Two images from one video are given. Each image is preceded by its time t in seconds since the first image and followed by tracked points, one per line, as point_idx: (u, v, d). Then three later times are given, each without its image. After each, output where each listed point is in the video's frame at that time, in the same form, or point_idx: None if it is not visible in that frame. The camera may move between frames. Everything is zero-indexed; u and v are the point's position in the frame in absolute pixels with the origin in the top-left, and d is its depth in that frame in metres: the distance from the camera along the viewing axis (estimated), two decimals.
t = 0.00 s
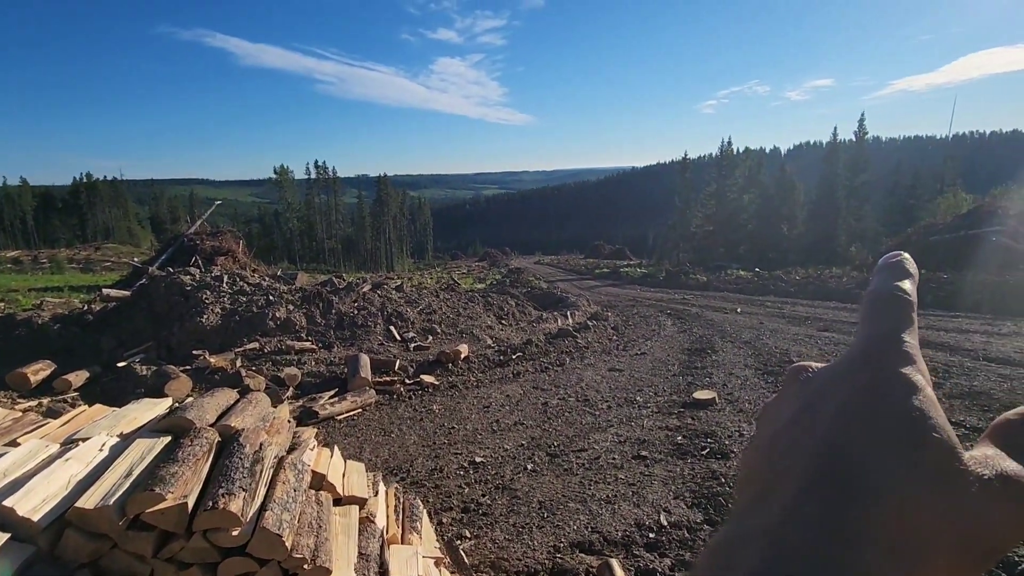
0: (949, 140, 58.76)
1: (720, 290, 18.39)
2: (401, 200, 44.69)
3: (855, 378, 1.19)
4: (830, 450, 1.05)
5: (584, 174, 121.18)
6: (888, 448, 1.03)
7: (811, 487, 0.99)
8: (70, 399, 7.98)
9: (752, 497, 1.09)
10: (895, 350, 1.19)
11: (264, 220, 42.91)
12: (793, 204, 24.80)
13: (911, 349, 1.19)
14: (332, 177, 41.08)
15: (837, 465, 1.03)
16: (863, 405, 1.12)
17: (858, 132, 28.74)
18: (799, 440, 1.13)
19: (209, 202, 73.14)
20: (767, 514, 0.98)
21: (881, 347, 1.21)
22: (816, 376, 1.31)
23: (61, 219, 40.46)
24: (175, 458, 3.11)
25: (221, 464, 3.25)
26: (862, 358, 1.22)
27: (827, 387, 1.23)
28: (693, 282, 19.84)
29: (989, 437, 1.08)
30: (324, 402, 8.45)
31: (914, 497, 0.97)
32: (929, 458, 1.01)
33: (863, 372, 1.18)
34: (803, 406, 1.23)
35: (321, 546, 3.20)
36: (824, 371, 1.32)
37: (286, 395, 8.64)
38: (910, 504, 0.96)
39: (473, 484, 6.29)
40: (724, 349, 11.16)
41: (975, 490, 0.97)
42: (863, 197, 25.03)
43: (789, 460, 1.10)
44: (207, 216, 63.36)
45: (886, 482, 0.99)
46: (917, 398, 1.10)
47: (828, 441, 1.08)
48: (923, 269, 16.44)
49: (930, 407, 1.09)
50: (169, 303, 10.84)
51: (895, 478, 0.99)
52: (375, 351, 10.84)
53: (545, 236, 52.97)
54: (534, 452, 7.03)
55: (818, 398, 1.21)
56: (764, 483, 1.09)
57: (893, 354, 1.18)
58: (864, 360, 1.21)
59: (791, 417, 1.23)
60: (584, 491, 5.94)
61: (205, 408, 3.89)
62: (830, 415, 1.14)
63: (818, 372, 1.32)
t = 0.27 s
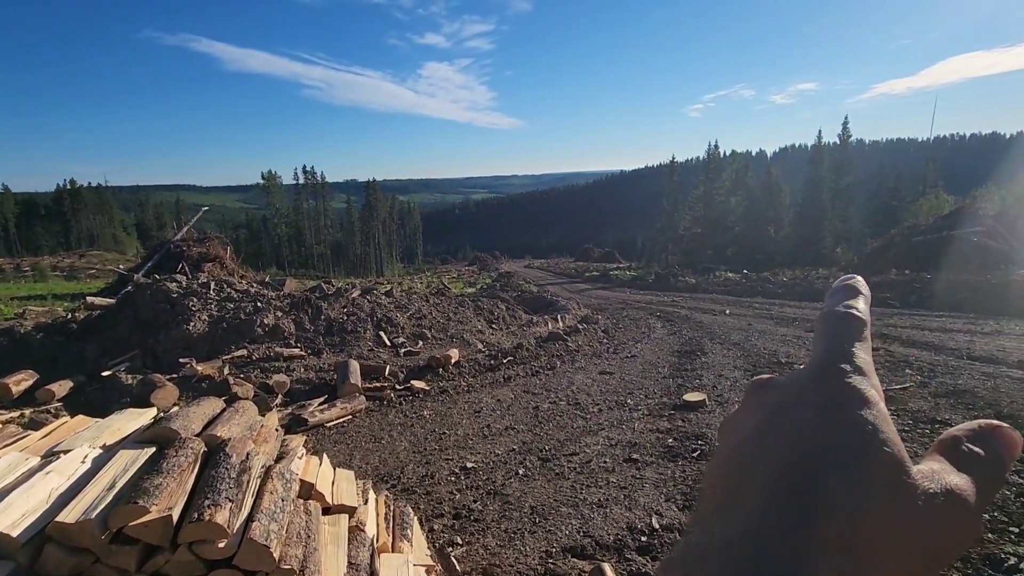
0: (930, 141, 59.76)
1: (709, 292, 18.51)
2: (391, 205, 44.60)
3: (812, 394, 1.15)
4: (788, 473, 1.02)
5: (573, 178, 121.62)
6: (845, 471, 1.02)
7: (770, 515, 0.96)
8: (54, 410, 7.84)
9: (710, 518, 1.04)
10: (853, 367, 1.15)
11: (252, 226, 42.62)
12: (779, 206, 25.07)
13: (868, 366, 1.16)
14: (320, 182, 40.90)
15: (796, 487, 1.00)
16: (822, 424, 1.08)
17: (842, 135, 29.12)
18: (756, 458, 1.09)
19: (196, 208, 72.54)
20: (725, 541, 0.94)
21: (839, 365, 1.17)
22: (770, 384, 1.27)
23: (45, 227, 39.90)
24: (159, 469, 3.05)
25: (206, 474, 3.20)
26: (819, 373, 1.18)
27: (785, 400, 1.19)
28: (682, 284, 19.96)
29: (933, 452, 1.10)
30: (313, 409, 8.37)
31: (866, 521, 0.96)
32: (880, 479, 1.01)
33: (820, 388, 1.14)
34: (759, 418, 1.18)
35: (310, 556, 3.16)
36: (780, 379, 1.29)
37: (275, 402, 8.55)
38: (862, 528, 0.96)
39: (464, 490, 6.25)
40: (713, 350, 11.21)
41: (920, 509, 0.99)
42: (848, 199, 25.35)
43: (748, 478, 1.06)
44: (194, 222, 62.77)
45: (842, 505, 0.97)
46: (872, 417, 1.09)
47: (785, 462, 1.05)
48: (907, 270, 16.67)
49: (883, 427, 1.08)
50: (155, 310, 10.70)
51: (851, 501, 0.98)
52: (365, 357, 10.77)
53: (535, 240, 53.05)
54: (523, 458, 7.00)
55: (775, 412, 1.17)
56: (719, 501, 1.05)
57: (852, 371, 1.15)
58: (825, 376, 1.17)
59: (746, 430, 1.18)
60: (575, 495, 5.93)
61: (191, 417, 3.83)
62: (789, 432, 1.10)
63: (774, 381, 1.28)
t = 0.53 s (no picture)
0: (916, 142, 60.53)
1: (700, 293, 18.57)
2: (382, 208, 44.45)
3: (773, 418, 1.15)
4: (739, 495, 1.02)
5: (565, 180, 121.69)
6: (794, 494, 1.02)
7: (720, 534, 0.95)
8: (40, 419, 7.70)
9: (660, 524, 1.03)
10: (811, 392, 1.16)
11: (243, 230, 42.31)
12: (769, 207, 25.22)
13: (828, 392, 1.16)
14: (311, 186, 40.69)
15: (748, 505, 1.00)
16: (775, 448, 1.09)
17: (830, 136, 29.38)
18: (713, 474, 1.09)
19: (185, 212, 71.86)
20: (675, 552, 0.92)
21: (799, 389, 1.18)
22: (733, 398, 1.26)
23: (31, 232, 39.36)
24: (145, 479, 3.00)
25: (194, 483, 3.15)
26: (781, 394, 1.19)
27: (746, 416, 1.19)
28: (674, 285, 20.02)
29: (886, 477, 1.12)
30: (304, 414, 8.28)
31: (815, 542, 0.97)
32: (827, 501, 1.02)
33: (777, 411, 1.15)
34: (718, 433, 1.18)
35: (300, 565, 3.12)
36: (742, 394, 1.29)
37: (266, 408, 8.46)
38: (812, 550, 0.96)
39: (458, 495, 6.20)
40: (705, 352, 11.24)
41: (864, 537, 1.00)
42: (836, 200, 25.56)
43: (701, 493, 1.05)
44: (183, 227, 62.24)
45: (786, 522, 0.97)
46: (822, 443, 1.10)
47: (734, 480, 1.05)
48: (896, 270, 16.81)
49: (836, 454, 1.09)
50: (143, 316, 10.56)
51: (797, 521, 0.98)
52: (357, 361, 10.69)
53: (527, 243, 53.03)
54: (516, 462, 6.96)
55: (733, 431, 1.16)
56: (674, 514, 1.03)
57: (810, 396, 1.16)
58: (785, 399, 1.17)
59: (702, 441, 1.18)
60: (569, 498, 5.91)
61: (178, 425, 3.77)
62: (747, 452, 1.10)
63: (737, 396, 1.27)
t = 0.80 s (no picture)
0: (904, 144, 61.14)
1: (694, 295, 18.65)
2: (376, 212, 44.40)
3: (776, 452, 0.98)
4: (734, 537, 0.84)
5: (558, 183, 121.93)
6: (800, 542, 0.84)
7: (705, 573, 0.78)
8: (29, 426, 7.59)
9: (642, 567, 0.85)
10: (819, 424, 1.00)
11: (235, 234, 42.15)
12: (762, 209, 25.37)
13: (839, 426, 1.00)
14: (304, 190, 40.61)
15: (740, 544, 0.84)
16: (774, 485, 0.93)
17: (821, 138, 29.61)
18: (701, 508, 0.91)
19: (177, 217, 71.61)
20: None
21: (805, 420, 1.01)
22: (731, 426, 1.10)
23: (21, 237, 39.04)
24: (136, 488, 2.94)
25: (186, 492, 3.10)
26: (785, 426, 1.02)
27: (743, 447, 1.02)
28: (668, 287, 20.08)
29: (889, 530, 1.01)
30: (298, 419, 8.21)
31: None
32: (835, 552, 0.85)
33: (778, 442, 0.98)
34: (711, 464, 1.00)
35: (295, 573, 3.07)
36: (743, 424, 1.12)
37: (259, 413, 8.37)
38: None
39: (454, 500, 6.14)
40: (700, 353, 11.25)
41: None
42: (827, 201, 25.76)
43: (687, 531, 0.88)
44: (175, 231, 61.96)
45: (786, 575, 0.80)
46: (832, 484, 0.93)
47: (726, 516, 0.89)
48: (887, 270, 16.93)
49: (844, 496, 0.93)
50: (135, 321, 10.45)
51: None
52: (351, 365, 10.62)
53: (521, 245, 53.10)
54: (512, 466, 6.90)
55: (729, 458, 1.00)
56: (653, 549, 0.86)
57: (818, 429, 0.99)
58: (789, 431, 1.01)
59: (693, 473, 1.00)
60: (566, 502, 5.86)
61: (170, 432, 3.71)
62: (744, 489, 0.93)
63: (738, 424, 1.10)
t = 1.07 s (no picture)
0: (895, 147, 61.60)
1: (688, 297, 18.67)
2: (370, 215, 44.36)
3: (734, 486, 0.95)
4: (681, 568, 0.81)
5: (552, 185, 121.95)
6: None
7: None
8: (19, 433, 7.49)
9: None
10: (781, 459, 0.98)
11: (229, 238, 41.98)
12: (755, 211, 25.47)
13: (799, 465, 0.97)
14: (298, 193, 40.51)
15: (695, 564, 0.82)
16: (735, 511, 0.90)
17: (813, 141, 29.79)
18: (655, 545, 0.89)
19: (170, 220, 71.22)
20: None
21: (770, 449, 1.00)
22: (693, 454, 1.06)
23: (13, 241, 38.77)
24: (127, 495, 2.89)
25: (179, 499, 3.05)
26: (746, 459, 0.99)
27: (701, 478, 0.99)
28: (663, 289, 20.10)
29: (833, 565, 0.93)
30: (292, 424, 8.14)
31: None
32: None
33: (743, 471, 0.96)
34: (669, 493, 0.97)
35: None
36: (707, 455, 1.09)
37: (253, 418, 8.29)
38: None
39: (450, 504, 6.08)
40: (695, 355, 11.24)
41: None
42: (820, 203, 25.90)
43: (638, 564, 0.86)
44: (168, 235, 61.71)
45: None
46: (786, 522, 0.90)
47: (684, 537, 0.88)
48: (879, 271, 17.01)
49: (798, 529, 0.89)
50: (127, 326, 10.35)
51: None
52: (345, 369, 10.55)
53: (515, 248, 53.15)
54: (508, 470, 6.85)
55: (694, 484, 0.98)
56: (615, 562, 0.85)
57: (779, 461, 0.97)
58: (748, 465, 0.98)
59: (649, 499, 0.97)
60: (563, 506, 5.82)
61: (162, 438, 3.66)
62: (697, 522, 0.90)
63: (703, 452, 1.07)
